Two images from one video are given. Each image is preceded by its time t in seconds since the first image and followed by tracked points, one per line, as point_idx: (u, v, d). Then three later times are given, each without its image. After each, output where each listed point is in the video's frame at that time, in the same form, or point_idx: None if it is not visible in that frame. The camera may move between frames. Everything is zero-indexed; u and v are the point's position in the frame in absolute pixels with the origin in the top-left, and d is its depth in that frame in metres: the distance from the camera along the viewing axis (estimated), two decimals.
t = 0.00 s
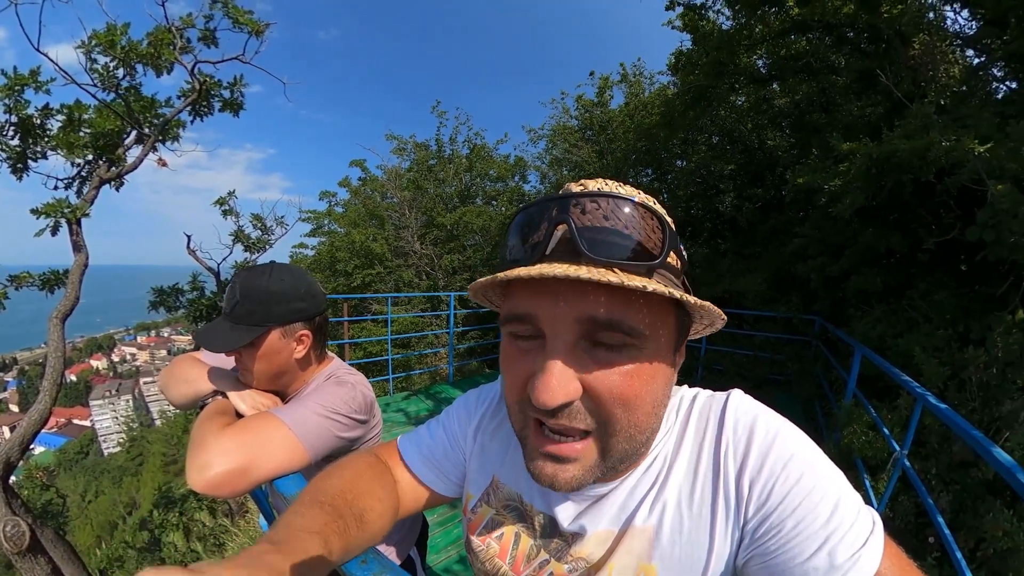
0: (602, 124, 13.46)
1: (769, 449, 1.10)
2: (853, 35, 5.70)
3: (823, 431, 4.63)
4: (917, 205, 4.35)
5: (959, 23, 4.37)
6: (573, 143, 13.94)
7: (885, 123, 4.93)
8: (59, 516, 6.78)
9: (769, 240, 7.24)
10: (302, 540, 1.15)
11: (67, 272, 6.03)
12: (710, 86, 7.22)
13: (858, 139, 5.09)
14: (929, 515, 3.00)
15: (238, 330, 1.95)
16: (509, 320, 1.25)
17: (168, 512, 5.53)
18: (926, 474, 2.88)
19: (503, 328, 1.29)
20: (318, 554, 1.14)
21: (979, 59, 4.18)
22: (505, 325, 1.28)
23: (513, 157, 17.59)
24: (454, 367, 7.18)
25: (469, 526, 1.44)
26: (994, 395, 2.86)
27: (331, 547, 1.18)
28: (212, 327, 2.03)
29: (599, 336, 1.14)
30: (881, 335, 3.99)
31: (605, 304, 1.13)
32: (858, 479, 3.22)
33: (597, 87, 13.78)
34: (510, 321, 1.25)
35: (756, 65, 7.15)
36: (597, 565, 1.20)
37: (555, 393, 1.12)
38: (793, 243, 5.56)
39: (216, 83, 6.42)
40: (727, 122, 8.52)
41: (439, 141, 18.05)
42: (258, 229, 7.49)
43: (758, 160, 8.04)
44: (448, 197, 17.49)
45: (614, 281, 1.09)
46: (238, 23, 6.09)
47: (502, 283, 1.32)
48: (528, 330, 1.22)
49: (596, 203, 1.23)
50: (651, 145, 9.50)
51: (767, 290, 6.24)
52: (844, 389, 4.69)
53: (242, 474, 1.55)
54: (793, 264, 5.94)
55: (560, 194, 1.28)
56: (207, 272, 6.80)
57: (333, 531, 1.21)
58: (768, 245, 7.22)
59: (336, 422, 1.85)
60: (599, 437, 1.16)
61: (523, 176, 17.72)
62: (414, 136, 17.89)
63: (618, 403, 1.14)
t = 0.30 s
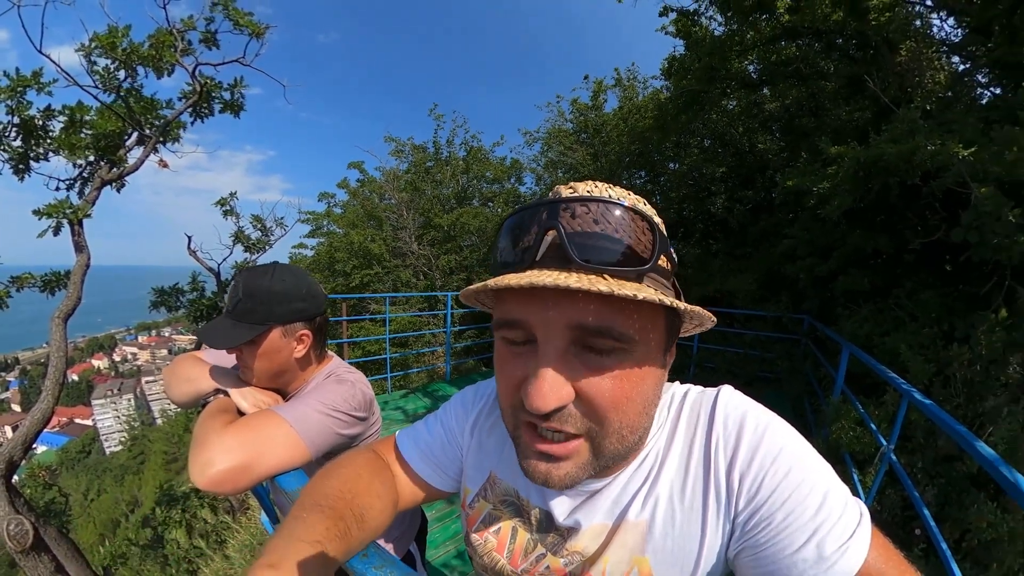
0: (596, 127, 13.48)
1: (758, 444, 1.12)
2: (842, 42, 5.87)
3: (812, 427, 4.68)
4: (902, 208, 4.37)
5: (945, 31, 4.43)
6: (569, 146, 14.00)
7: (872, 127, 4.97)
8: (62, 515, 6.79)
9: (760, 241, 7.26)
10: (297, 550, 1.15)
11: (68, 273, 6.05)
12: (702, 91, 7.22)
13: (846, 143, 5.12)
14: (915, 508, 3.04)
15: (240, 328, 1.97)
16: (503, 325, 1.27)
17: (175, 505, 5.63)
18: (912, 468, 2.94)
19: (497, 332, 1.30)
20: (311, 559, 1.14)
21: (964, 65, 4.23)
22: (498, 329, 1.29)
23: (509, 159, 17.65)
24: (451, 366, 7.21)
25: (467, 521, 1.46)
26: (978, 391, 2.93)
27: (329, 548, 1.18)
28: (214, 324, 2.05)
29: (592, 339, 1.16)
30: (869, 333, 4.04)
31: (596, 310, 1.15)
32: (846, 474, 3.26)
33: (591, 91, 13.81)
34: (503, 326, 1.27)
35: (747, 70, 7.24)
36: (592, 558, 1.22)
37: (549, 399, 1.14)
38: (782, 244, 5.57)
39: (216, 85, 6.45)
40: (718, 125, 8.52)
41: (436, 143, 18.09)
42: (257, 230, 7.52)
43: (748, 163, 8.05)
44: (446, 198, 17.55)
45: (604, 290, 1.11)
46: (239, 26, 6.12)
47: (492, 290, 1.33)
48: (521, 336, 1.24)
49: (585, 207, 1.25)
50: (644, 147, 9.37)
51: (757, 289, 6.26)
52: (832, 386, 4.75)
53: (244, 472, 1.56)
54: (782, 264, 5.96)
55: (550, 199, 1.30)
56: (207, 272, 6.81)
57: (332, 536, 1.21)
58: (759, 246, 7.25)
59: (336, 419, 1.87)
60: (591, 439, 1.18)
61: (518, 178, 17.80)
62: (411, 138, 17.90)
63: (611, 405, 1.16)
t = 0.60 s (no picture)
0: (590, 131, 13.51)
1: (746, 442, 1.14)
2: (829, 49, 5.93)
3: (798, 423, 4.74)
4: (886, 211, 4.43)
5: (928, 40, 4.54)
6: (563, 148, 14.07)
7: (858, 132, 4.99)
8: (66, 513, 6.79)
9: (748, 241, 7.26)
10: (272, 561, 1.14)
11: (70, 273, 6.07)
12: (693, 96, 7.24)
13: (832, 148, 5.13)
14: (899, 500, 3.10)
15: (238, 328, 1.99)
16: (495, 318, 1.28)
17: (181, 499, 5.91)
18: (896, 461, 3.02)
19: (488, 328, 1.32)
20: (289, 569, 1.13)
21: (946, 73, 4.36)
22: (489, 325, 1.31)
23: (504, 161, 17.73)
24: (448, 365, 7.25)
25: (465, 516, 1.48)
26: (959, 387, 3.13)
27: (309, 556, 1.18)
28: (213, 324, 2.07)
29: (582, 324, 1.20)
30: (853, 331, 4.10)
31: (587, 294, 1.19)
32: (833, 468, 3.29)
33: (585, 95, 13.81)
34: (495, 320, 1.29)
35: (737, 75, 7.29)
36: (584, 553, 1.24)
37: (544, 382, 1.16)
38: (770, 244, 5.56)
39: (217, 87, 6.48)
40: (709, 129, 8.45)
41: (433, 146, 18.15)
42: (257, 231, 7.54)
43: (738, 166, 7.99)
44: (442, 200, 17.61)
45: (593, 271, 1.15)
46: (239, 29, 6.15)
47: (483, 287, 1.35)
48: (512, 327, 1.26)
49: (569, 208, 1.28)
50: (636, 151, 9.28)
51: (745, 289, 6.27)
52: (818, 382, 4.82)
53: (241, 471, 1.59)
54: (769, 265, 6.01)
55: (535, 201, 1.33)
56: (207, 272, 6.82)
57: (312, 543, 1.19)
58: (747, 247, 7.25)
59: (333, 418, 1.89)
60: (582, 427, 1.18)
61: (514, 181, 17.88)
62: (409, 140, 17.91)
63: (602, 389, 1.18)
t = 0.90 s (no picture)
0: (583, 136, 13.59)
1: (725, 441, 1.17)
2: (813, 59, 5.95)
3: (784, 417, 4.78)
4: (869, 213, 4.49)
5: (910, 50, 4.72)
6: (557, 152, 14.17)
7: (841, 138, 5.12)
8: (72, 510, 6.81)
9: (735, 243, 7.33)
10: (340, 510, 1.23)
11: (76, 273, 6.10)
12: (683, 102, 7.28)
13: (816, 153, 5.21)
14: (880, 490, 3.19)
15: (241, 329, 2.03)
16: (475, 319, 1.32)
17: (186, 494, 5.90)
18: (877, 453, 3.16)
19: (469, 328, 1.35)
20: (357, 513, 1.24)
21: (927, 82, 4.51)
22: (470, 325, 1.35)
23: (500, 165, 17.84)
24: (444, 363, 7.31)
25: (455, 513, 1.52)
26: (938, 383, 3.26)
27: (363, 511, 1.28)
28: (217, 324, 2.12)
29: (557, 324, 1.23)
30: (836, 329, 4.19)
31: (560, 296, 1.22)
32: (816, 462, 3.34)
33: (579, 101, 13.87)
34: (475, 321, 1.32)
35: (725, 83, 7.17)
36: (568, 549, 1.28)
37: (517, 380, 1.18)
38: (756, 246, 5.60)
39: (221, 91, 6.53)
40: (698, 135, 8.40)
41: (430, 149, 18.25)
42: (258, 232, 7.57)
43: (725, 171, 8.08)
44: (439, 202, 17.70)
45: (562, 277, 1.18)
46: (242, 34, 6.19)
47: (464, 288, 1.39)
48: (491, 328, 1.29)
49: (547, 214, 1.32)
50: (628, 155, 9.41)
51: (733, 289, 6.35)
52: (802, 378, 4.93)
53: (246, 466, 1.63)
54: (755, 265, 6.11)
55: (515, 207, 1.37)
56: (211, 273, 6.83)
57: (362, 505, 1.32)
58: (735, 249, 7.31)
59: (334, 415, 1.93)
60: (560, 423, 1.22)
61: (509, 183, 18.02)
62: (407, 143, 17.98)
63: (576, 388, 1.21)
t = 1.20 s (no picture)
0: (577, 141, 13.66)
1: (712, 433, 1.21)
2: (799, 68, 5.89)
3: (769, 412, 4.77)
4: (850, 216, 4.49)
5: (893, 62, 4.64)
6: (552, 157, 14.27)
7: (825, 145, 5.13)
8: (81, 506, 6.82)
9: (723, 244, 7.33)
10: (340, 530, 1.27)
11: (83, 273, 6.18)
12: (672, 109, 7.30)
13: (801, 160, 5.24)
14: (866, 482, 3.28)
15: (246, 327, 2.08)
16: (460, 317, 1.36)
17: (192, 490, 5.93)
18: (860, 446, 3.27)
19: (456, 325, 1.40)
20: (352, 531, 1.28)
21: (906, 91, 4.53)
22: (456, 323, 1.39)
23: (496, 169, 17.97)
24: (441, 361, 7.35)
25: (455, 497, 1.57)
26: (917, 377, 3.37)
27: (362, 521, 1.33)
28: (223, 322, 2.16)
29: (535, 321, 1.26)
30: (820, 327, 4.27)
31: (537, 295, 1.25)
32: (802, 453, 3.42)
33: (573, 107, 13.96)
34: (460, 319, 1.37)
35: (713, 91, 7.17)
36: (559, 537, 1.32)
37: (496, 374, 1.22)
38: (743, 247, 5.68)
39: (226, 96, 6.60)
40: (687, 141, 8.43)
41: (429, 153, 18.37)
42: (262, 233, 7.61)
43: (714, 175, 8.14)
44: (438, 204, 17.79)
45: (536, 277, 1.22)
46: (247, 40, 6.26)
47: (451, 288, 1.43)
48: (474, 325, 1.34)
49: (529, 216, 1.36)
50: (620, 160, 9.23)
51: (721, 288, 6.45)
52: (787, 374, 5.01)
53: (253, 460, 1.67)
54: (741, 266, 6.18)
55: (502, 211, 1.41)
56: (215, 273, 6.88)
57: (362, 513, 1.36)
58: (722, 249, 7.34)
59: (338, 410, 1.97)
60: (539, 417, 1.25)
61: (505, 187, 18.15)
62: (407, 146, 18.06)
63: (554, 383, 1.24)
